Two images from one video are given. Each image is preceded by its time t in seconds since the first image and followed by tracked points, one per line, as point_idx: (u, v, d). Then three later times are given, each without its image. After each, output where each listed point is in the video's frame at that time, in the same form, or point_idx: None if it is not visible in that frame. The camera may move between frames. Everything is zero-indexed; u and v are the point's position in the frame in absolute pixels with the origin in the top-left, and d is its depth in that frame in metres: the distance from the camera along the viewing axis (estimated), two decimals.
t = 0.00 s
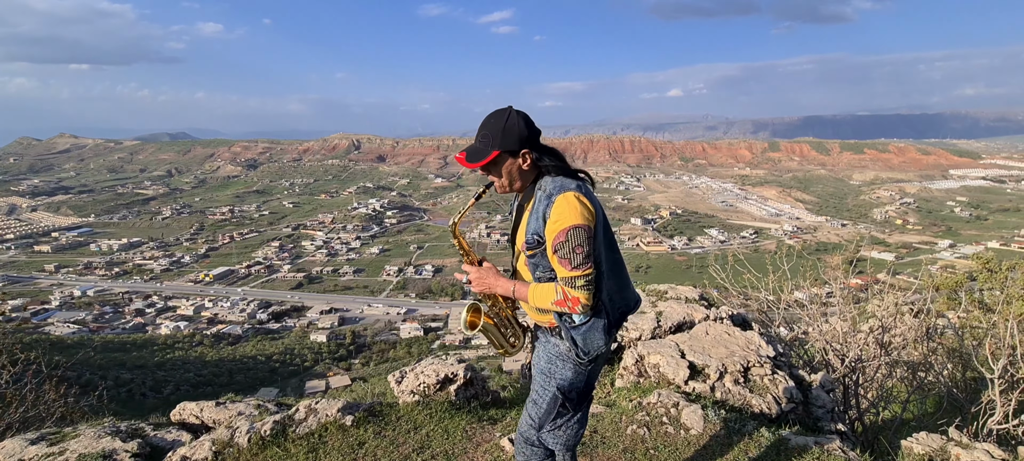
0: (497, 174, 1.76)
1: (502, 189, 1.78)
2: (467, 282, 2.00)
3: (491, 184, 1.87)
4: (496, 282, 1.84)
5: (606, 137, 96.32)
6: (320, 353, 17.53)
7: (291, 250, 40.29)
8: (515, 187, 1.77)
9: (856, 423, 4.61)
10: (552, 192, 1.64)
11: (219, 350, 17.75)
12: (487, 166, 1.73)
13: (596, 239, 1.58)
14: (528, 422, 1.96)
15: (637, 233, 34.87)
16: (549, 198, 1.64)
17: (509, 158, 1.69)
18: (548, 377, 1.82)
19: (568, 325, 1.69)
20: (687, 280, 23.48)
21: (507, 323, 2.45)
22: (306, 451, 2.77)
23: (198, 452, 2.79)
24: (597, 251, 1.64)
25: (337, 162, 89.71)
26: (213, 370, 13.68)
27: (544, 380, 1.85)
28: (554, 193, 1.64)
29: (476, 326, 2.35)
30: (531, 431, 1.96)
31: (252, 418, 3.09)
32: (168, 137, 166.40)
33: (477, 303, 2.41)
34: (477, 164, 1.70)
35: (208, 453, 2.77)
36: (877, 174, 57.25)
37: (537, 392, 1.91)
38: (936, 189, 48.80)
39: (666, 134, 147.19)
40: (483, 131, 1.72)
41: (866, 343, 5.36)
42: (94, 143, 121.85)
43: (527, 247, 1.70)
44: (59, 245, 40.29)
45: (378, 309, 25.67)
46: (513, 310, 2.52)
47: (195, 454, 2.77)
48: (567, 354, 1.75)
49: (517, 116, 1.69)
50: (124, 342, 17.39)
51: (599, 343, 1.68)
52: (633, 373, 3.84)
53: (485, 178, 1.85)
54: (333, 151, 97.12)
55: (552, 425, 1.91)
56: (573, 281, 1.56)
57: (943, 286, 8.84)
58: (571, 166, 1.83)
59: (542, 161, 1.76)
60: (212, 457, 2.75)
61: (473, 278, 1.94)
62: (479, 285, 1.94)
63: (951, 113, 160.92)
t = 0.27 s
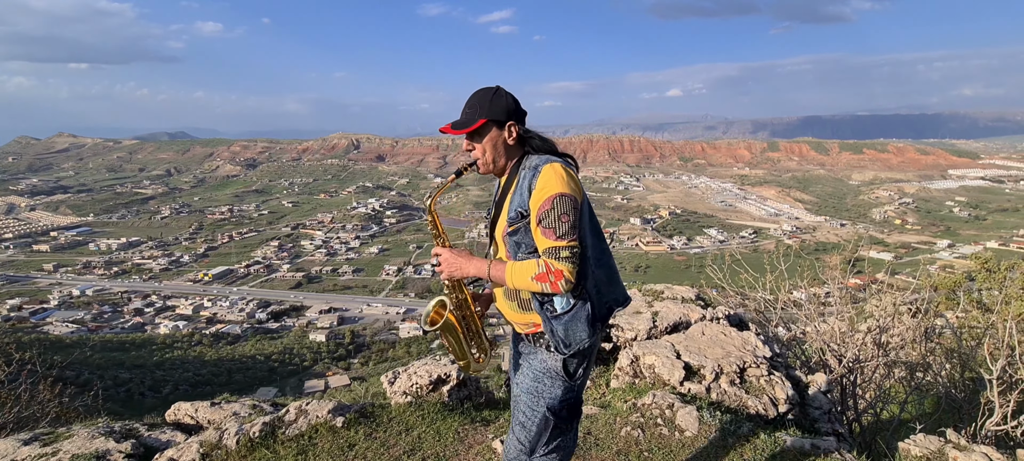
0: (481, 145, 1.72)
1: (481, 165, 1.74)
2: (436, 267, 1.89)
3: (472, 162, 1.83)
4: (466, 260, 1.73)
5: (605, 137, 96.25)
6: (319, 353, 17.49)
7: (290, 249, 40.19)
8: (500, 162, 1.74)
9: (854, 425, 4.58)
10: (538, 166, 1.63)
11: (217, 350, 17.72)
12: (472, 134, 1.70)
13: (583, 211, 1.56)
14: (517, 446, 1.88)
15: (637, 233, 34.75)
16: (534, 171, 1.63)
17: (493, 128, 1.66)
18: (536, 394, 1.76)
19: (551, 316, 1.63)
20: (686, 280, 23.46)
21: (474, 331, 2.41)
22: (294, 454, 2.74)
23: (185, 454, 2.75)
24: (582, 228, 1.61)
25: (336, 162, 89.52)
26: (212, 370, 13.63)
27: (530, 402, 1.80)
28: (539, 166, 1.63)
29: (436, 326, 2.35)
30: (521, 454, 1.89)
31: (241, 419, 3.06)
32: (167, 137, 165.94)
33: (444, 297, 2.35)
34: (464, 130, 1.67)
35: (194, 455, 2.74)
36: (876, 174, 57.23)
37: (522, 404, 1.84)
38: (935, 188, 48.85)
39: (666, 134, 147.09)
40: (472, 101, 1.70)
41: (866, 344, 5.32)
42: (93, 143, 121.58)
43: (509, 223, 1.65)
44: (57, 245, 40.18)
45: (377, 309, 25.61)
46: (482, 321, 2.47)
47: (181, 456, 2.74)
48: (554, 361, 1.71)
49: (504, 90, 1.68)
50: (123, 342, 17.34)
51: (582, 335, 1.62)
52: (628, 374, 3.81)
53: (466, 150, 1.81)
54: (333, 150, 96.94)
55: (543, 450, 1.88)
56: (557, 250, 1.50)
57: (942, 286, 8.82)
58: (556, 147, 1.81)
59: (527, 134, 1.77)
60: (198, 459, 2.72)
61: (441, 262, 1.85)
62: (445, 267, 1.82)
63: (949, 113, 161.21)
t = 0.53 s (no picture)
0: (471, 132, 1.64)
1: (469, 158, 1.66)
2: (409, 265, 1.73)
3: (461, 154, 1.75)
4: (443, 255, 1.57)
5: (604, 137, 96.22)
6: (318, 353, 17.49)
7: (290, 249, 40.13)
8: (490, 153, 1.65)
9: (855, 423, 4.59)
10: (529, 161, 1.55)
11: (216, 350, 17.71)
12: (462, 121, 1.62)
13: (577, 209, 1.46)
14: None
15: (636, 234, 34.71)
16: (525, 166, 1.55)
17: (485, 114, 1.59)
18: (525, 421, 1.59)
19: (537, 329, 1.49)
20: (685, 280, 23.48)
21: (447, 343, 2.11)
22: (292, 454, 2.72)
23: (179, 455, 2.70)
24: (575, 229, 1.50)
25: (335, 162, 89.45)
26: (211, 370, 13.60)
27: (519, 430, 1.62)
28: (531, 160, 1.55)
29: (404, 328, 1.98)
30: None
31: (238, 417, 3.03)
32: (166, 137, 165.58)
33: (413, 301, 2.06)
34: (453, 114, 1.59)
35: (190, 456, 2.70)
36: (875, 174, 57.32)
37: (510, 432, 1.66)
38: (934, 189, 48.95)
39: (665, 134, 147.20)
40: (464, 88, 1.63)
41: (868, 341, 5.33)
42: (92, 143, 121.35)
43: (495, 223, 1.55)
44: (56, 245, 40.11)
45: (377, 309, 25.58)
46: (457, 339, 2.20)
47: (177, 456, 2.70)
48: (545, 383, 1.54)
49: (498, 78, 1.62)
50: (122, 342, 17.30)
51: (572, 350, 1.46)
52: (629, 374, 3.78)
53: (453, 142, 1.72)
54: (332, 151, 96.92)
55: None
56: (549, 248, 1.38)
57: (944, 284, 8.82)
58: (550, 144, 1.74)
59: (520, 128, 1.71)
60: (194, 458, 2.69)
61: (416, 259, 1.69)
62: (419, 265, 1.65)
63: (948, 114, 161.57)
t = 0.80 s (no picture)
0: (483, 127, 1.52)
1: (477, 157, 1.54)
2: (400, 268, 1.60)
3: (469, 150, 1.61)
4: (440, 260, 1.46)
5: (603, 137, 96.18)
6: (318, 353, 17.52)
7: (289, 249, 40.08)
8: (503, 154, 1.54)
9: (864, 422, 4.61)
10: (544, 164, 1.44)
11: (216, 350, 17.72)
12: (475, 113, 1.50)
13: (592, 222, 1.35)
14: None
15: (636, 233, 34.67)
16: (542, 170, 1.43)
17: (501, 108, 1.47)
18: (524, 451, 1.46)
19: (539, 350, 1.37)
20: (685, 279, 23.52)
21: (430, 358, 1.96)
22: (295, 458, 2.75)
23: (181, 457, 2.71)
24: (590, 244, 1.41)
25: (335, 162, 89.36)
26: (210, 370, 13.61)
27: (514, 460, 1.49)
28: (548, 163, 1.44)
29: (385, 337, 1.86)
30: None
31: (238, 421, 3.05)
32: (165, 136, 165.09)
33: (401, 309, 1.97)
34: (465, 104, 1.47)
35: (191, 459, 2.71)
36: (874, 174, 57.38)
37: None
38: (933, 189, 49.04)
39: (664, 134, 147.26)
40: (482, 78, 1.52)
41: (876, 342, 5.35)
42: (91, 143, 121.12)
43: (500, 231, 1.44)
44: (55, 244, 40.03)
45: (376, 309, 25.59)
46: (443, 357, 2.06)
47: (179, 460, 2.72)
48: (547, 409, 1.42)
49: (519, 73, 1.51)
50: (121, 342, 17.28)
51: (575, 378, 1.34)
52: (639, 376, 3.81)
53: (462, 137, 1.60)
54: (332, 151, 96.83)
55: None
56: (558, 260, 1.28)
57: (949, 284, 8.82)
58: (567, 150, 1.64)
59: (535, 129, 1.58)
60: None
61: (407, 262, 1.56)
62: (411, 269, 1.52)
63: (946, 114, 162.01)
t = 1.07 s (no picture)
0: (474, 94, 1.34)
1: (469, 129, 1.37)
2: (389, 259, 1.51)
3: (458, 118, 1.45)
4: (429, 250, 1.36)
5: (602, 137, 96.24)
6: (316, 353, 17.53)
7: (288, 249, 40.02)
8: (499, 123, 1.37)
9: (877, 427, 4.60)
10: (545, 135, 1.28)
11: (214, 350, 17.74)
12: (462, 76, 1.32)
13: (600, 199, 1.21)
14: None
15: (635, 234, 34.70)
16: (541, 141, 1.27)
17: (492, 70, 1.29)
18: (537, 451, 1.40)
19: (541, 348, 1.29)
20: (684, 280, 23.56)
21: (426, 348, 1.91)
22: None
23: None
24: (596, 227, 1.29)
25: (333, 162, 89.32)
26: (209, 370, 13.62)
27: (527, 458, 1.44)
28: (550, 131, 1.28)
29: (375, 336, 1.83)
30: None
31: (241, 430, 3.04)
32: (163, 136, 164.80)
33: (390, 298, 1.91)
34: (448, 68, 1.29)
35: None
36: (873, 174, 57.52)
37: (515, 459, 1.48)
38: (930, 189, 49.20)
39: (663, 134, 147.48)
40: (469, 34, 1.33)
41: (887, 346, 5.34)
42: (90, 143, 120.93)
43: (496, 213, 1.30)
44: (53, 244, 39.94)
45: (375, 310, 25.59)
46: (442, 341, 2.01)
47: None
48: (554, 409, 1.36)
49: (512, 25, 1.31)
50: (118, 342, 17.27)
51: (582, 372, 1.27)
52: (653, 381, 3.79)
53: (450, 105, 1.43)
54: (330, 151, 96.78)
55: None
56: (565, 247, 1.15)
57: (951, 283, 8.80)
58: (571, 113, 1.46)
59: (535, 92, 1.40)
60: None
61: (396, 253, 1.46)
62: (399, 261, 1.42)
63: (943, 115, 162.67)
